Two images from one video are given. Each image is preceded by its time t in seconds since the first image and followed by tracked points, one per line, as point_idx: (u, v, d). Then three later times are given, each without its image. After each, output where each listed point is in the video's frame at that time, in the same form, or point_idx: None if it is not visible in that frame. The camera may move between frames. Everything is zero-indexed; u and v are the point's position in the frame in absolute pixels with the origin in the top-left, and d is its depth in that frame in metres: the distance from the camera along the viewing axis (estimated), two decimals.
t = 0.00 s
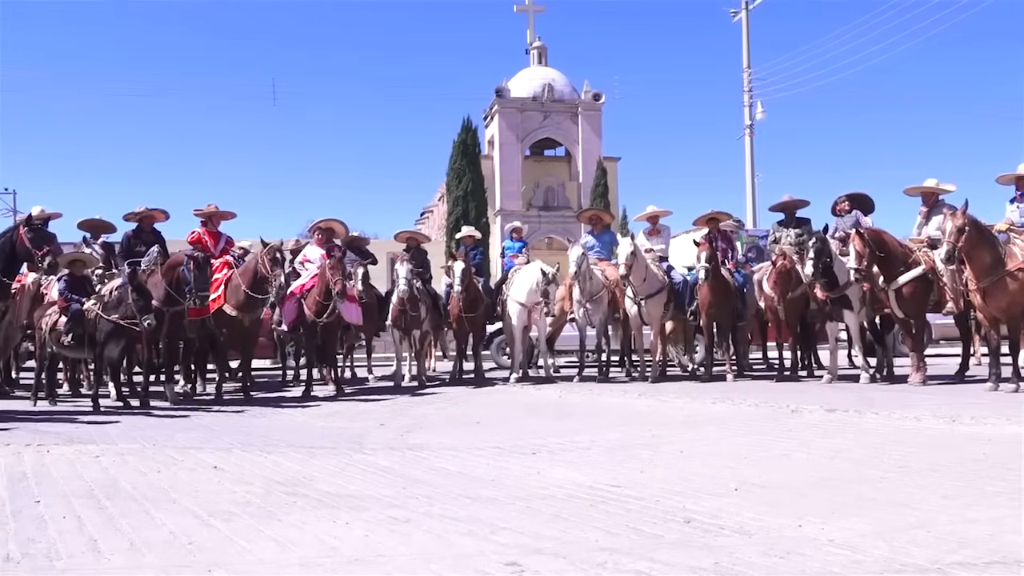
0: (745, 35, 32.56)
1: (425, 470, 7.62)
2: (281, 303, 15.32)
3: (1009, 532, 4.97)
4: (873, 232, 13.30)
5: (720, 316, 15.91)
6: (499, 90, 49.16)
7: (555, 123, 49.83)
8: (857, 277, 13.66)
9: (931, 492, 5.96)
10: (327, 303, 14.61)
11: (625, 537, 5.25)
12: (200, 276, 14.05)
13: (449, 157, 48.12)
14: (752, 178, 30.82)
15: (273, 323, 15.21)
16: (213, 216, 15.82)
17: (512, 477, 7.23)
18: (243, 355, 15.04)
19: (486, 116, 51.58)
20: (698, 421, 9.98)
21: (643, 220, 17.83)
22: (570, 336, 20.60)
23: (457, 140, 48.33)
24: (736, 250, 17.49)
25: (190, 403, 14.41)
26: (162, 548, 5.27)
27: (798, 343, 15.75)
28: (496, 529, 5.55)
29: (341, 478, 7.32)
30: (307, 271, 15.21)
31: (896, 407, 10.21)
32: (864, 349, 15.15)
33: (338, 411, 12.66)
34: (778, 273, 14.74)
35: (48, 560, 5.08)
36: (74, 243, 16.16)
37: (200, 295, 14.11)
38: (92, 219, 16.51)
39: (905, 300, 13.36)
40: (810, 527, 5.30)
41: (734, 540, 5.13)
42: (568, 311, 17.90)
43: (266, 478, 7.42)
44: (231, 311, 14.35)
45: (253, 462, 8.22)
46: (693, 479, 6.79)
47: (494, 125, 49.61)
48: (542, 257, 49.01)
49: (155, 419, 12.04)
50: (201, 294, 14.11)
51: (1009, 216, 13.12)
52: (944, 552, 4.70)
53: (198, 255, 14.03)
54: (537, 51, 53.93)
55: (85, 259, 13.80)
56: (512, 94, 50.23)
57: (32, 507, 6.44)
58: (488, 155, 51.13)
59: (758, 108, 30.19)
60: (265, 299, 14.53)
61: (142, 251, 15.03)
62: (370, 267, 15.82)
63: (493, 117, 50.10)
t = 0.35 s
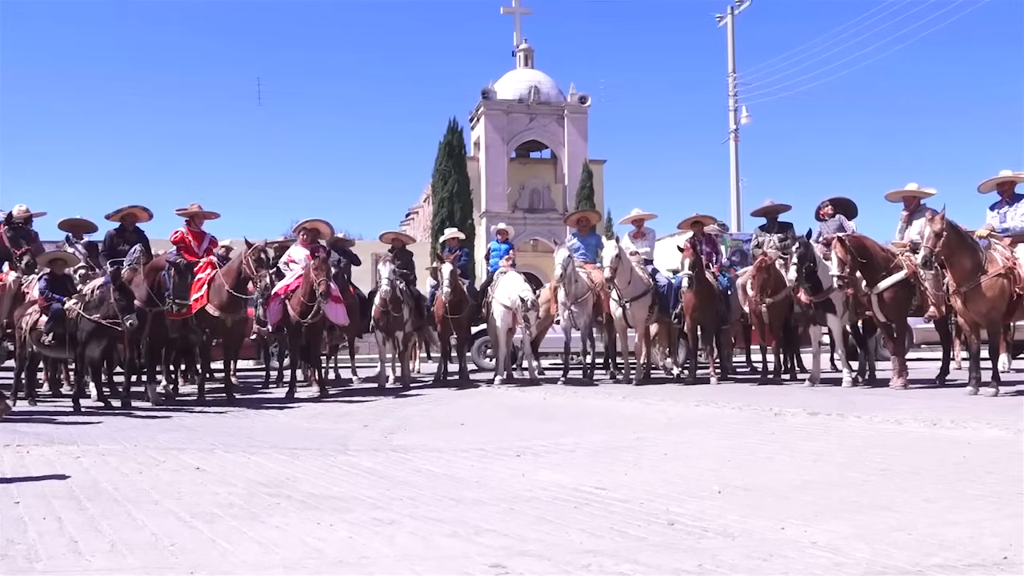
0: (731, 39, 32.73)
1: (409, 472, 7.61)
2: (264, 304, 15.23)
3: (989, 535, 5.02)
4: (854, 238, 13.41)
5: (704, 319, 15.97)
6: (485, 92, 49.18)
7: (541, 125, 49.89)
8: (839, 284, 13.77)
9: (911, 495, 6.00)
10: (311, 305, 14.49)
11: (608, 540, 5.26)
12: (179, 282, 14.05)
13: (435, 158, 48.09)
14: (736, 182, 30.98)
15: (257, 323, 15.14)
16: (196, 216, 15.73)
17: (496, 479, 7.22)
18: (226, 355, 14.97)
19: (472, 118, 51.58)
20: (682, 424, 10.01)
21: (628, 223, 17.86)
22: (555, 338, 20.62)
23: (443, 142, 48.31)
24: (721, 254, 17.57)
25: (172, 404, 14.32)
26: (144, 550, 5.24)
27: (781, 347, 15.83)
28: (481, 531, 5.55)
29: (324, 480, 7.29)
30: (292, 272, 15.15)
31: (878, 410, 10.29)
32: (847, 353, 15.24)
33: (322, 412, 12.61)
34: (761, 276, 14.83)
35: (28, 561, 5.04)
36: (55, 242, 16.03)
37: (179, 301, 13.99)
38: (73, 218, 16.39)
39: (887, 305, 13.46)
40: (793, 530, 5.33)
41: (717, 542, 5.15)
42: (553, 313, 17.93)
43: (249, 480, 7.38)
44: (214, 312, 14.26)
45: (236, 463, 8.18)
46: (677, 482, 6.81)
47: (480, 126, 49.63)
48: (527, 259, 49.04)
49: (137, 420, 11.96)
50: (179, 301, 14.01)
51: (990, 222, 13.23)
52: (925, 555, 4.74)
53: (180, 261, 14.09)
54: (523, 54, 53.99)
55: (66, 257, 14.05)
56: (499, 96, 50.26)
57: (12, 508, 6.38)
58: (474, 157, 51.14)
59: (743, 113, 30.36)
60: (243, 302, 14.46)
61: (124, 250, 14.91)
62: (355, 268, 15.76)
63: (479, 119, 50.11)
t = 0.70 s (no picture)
0: (717, 44, 32.89)
1: (393, 475, 7.59)
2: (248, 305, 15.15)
3: (969, 538, 5.07)
4: (839, 242, 13.46)
5: (688, 322, 16.04)
6: (472, 94, 49.19)
7: (528, 128, 49.95)
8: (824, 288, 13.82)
9: (893, 498, 6.05)
10: (296, 306, 14.47)
11: (592, 542, 5.28)
12: (159, 285, 13.91)
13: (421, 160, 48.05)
14: (722, 186, 31.12)
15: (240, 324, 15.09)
16: (179, 215, 15.65)
17: (480, 481, 7.22)
18: (209, 357, 14.89)
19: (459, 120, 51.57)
20: (666, 427, 10.03)
21: (613, 227, 17.90)
22: (541, 341, 20.61)
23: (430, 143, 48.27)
24: (706, 258, 17.63)
25: (154, 405, 14.23)
26: (125, 552, 5.21)
27: (764, 351, 15.89)
28: (464, 533, 5.55)
29: (307, 482, 7.27)
30: (277, 273, 15.10)
31: (861, 415, 10.35)
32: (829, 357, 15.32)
33: (305, 414, 12.57)
34: (744, 280, 14.91)
35: (7, 563, 5.00)
36: (36, 240, 15.92)
37: (158, 303, 13.88)
38: (55, 217, 16.28)
39: (869, 309, 13.55)
40: (775, 533, 5.37)
41: (701, 545, 5.18)
42: (539, 316, 17.94)
43: (232, 481, 7.35)
44: (196, 312, 14.17)
45: (219, 465, 8.14)
46: (660, 485, 6.84)
47: (467, 129, 49.63)
48: (512, 262, 49.05)
49: (118, 420, 11.87)
50: (159, 303, 13.89)
51: (972, 229, 13.34)
52: (905, 558, 4.79)
53: (160, 264, 13.89)
54: (510, 56, 54.04)
55: (47, 257, 13.90)
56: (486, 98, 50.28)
57: None
58: (461, 159, 51.11)
59: (729, 118, 30.50)
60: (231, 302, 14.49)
61: (106, 250, 14.81)
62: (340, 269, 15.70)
63: (466, 121, 50.11)
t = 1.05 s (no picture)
0: (700, 49, 33.08)
1: (377, 479, 7.58)
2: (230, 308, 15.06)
3: (948, 538, 5.12)
4: (823, 243, 13.53)
5: (671, 325, 16.11)
6: (456, 97, 49.21)
7: (512, 131, 50.00)
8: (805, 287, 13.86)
9: (873, 499, 6.10)
10: (278, 309, 14.42)
11: (576, 545, 5.29)
12: (135, 294, 13.75)
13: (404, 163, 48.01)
14: (705, 190, 31.27)
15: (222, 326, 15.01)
16: (162, 219, 15.57)
17: (464, 485, 7.22)
18: (190, 361, 14.81)
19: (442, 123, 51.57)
20: (649, 430, 10.06)
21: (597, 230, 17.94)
22: (524, 344, 20.62)
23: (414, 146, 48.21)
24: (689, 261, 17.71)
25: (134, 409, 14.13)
26: (105, 558, 5.18)
27: (747, 354, 15.97)
28: (448, 537, 5.55)
29: (290, 486, 7.24)
30: (259, 276, 15.04)
31: (842, 417, 10.42)
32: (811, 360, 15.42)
33: (288, 417, 12.52)
34: (726, 282, 14.99)
35: None
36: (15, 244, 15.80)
37: (134, 310, 13.76)
38: (34, 220, 16.16)
39: (851, 312, 13.63)
40: (757, 534, 5.40)
41: (684, 547, 5.20)
42: (523, 319, 17.97)
43: (214, 486, 7.31)
44: (179, 316, 14.11)
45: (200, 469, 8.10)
46: (644, 487, 6.86)
47: (451, 132, 49.65)
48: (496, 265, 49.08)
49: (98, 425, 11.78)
50: (136, 311, 13.78)
51: (951, 232, 13.46)
52: (886, 558, 4.82)
53: (138, 273, 13.67)
54: (494, 60, 54.11)
55: (25, 259, 14.27)
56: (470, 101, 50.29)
57: None
58: (444, 162, 51.11)
59: (712, 122, 30.70)
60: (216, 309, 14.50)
61: (85, 253, 14.67)
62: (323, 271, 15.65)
63: (450, 124, 50.10)
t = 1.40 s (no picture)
0: (678, 52, 33.25)
1: (357, 483, 7.55)
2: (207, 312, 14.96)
3: (925, 537, 5.17)
4: (807, 242, 13.50)
5: (652, 328, 16.16)
6: (436, 100, 49.16)
7: (492, 134, 50.03)
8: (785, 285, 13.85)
9: (851, 499, 6.15)
10: (257, 313, 14.34)
11: (557, 547, 5.30)
12: (113, 299, 13.67)
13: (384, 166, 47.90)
14: (684, 192, 31.41)
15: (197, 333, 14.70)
16: (139, 222, 15.45)
17: (444, 488, 7.21)
18: (168, 365, 14.71)
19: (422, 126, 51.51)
20: (630, 432, 10.10)
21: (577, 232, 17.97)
22: (505, 347, 20.63)
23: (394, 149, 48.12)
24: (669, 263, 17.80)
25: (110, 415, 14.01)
26: (81, 565, 5.13)
27: (727, 355, 16.07)
28: (429, 541, 5.54)
29: (269, 492, 7.20)
30: (238, 280, 14.96)
31: (820, 417, 10.50)
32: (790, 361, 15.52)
33: (267, 422, 12.45)
34: (705, 284, 15.06)
35: None
36: None
37: (114, 314, 13.71)
38: (7, 223, 15.98)
39: (829, 313, 13.72)
40: (737, 535, 5.43)
41: (664, 548, 5.22)
42: (503, 322, 17.99)
43: (192, 492, 7.26)
44: (157, 320, 14.01)
45: (178, 475, 8.03)
46: (625, 489, 6.88)
47: (431, 134, 49.60)
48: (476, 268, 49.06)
49: (73, 431, 11.66)
50: (114, 315, 13.72)
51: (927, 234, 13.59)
52: (864, 558, 4.87)
53: (115, 276, 13.59)
54: (474, 63, 54.11)
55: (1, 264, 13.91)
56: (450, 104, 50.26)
57: None
58: (425, 165, 51.05)
59: (691, 124, 30.85)
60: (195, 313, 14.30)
61: (60, 256, 14.46)
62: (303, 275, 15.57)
63: (430, 127, 50.04)
